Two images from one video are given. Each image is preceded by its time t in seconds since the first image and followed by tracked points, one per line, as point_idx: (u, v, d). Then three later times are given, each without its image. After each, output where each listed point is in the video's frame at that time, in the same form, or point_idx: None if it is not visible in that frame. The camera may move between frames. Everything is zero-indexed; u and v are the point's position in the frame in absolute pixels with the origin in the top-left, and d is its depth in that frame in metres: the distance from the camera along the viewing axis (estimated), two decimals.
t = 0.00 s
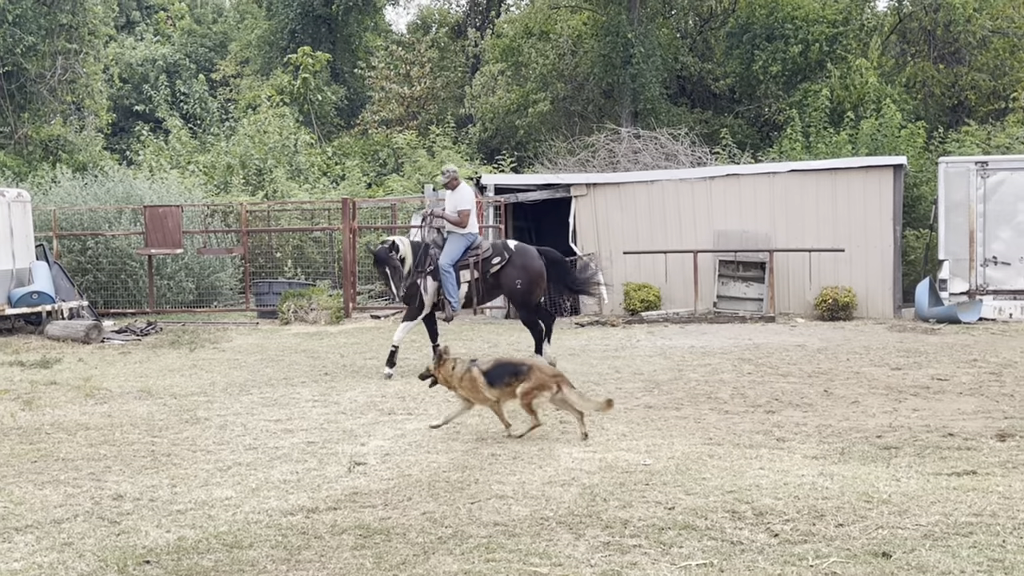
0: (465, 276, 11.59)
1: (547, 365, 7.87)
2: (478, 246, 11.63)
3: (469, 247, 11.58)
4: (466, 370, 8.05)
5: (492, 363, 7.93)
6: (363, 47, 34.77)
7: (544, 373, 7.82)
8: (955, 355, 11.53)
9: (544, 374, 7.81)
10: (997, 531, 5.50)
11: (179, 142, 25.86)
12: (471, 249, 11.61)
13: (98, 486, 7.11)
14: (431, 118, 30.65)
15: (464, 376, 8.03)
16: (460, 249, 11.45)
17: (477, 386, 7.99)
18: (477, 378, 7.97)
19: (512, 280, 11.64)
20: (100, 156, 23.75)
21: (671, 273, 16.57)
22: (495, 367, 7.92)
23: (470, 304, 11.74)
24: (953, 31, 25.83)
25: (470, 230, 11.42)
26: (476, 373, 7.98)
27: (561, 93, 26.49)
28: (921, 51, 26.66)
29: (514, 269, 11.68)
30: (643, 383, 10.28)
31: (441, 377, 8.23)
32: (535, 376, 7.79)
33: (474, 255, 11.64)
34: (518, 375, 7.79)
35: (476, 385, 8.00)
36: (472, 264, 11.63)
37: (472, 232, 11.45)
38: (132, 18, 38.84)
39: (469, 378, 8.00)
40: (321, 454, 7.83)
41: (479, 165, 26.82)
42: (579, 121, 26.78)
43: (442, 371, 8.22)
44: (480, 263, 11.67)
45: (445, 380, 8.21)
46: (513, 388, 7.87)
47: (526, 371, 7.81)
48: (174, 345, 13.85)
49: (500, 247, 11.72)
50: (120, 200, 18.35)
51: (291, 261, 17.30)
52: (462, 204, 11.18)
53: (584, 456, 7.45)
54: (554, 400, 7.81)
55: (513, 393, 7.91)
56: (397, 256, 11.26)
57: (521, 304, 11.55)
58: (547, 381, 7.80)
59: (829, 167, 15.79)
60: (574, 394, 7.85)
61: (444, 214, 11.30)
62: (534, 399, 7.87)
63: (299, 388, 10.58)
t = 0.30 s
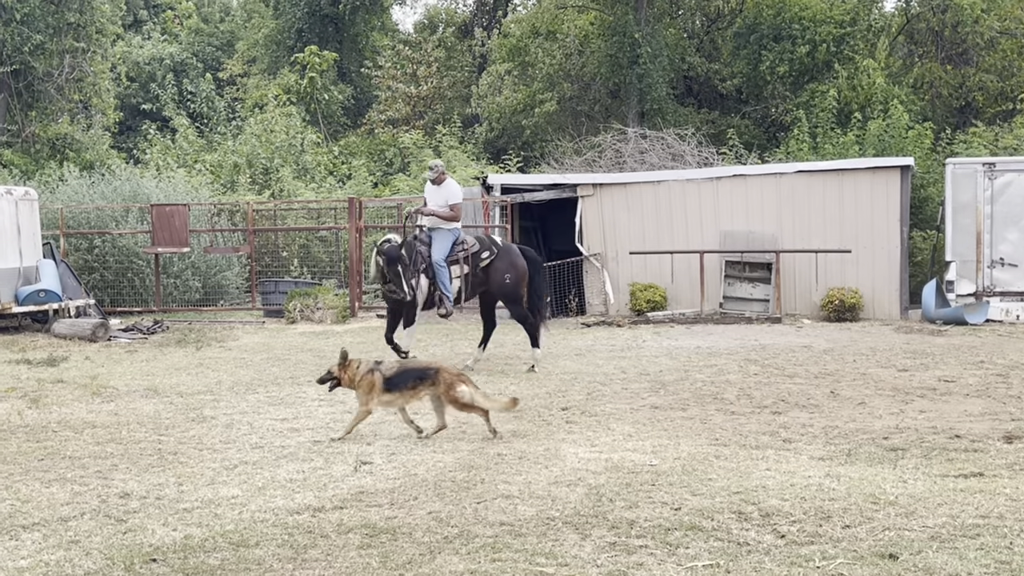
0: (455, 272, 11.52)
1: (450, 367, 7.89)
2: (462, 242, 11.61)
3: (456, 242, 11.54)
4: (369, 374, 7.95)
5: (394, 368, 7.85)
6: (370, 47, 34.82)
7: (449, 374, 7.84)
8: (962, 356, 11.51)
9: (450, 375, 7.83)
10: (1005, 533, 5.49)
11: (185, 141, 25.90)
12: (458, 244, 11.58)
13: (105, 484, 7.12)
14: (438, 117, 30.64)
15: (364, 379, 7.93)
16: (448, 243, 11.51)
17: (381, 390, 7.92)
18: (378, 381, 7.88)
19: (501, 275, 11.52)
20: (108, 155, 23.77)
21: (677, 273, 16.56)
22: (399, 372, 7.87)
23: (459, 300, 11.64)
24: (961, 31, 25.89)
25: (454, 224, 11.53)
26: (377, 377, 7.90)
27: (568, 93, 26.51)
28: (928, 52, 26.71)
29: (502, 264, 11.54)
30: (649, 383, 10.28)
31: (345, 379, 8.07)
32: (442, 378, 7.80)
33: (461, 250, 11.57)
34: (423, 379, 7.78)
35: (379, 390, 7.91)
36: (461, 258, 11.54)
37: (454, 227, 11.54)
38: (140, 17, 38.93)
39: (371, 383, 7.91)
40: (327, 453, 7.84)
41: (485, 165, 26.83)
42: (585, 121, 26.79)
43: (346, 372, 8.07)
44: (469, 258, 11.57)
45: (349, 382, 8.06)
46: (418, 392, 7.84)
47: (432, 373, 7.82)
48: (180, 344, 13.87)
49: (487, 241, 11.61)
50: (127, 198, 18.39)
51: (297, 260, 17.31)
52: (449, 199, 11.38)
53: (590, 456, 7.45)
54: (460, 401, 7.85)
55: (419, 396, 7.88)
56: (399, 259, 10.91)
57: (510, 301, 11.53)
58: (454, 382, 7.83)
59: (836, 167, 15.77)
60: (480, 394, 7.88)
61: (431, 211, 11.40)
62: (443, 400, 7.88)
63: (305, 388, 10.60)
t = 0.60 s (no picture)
0: (452, 271, 11.38)
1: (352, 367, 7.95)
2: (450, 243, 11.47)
3: (448, 242, 11.41)
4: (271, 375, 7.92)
5: (299, 366, 7.86)
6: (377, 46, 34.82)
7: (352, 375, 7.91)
8: (969, 357, 11.49)
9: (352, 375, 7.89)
10: (1012, 535, 5.48)
11: (192, 140, 25.94)
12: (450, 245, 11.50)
13: (112, 482, 7.14)
14: (444, 117, 30.62)
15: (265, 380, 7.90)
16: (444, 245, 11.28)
17: (282, 390, 7.88)
18: (284, 382, 7.86)
19: (486, 275, 11.72)
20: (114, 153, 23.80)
21: (684, 274, 16.54)
22: (303, 371, 7.87)
23: (453, 300, 11.55)
24: (968, 32, 25.84)
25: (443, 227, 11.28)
26: (280, 378, 7.88)
27: (575, 93, 26.48)
28: (936, 52, 26.65)
29: (488, 265, 11.76)
30: (655, 383, 10.27)
31: (245, 381, 7.98)
32: (345, 377, 7.87)
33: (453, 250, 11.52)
34: (327, 378, 7.81)
35: (283, 390, 7.87)
36: (455, 258, 11.48)
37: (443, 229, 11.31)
38: (147, 16, 38.99)
39: (272, 383, 7.88)
40: (333, 452, 7.84)
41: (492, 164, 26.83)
42: (592, 121, 26.75)
43: (246, 374, 7.97)
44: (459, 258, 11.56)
45: (249, 384, 7.99)
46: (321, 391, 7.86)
47: (334, 373, 7.87)
48: (186, 342, 13.89)
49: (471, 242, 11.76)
50: (134, 197, 18.40)
51: (303, 258, 17.27)
52: (438, 201, 11.11)
53: (597, 456, 7.45)
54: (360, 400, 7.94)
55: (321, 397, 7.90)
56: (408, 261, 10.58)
57: (492, 301, 11.77)
58: (354, 382, 7.92)
59: (843, 168, 15.74)
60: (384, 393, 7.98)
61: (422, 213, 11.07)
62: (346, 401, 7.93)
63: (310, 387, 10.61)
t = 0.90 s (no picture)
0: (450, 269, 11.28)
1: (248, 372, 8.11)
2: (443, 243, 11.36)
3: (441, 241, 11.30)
4: (165, 379, 8.06)
5: (191, 371, 8.01)
6: (381, 44, 34.84)
7: (248, 380, 8.06)
8: (973, 357, 11.48)
9: (248, 379, 8.04)
10: (1016, 535, 5.48)
11: (197, 137, 25.97)
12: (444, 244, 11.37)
13: (116, 479, 7.15)
14: (449, 115, 30.64)
15: (159, 384, 8.05)
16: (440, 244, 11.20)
17: (173, 395, 8.00)
18: (176, 385, 8.00)
19: (472, 276, 11.70)
20: (119, 150, 23.82)
21: (687, 272, 16.54)
22: (196, 376, 8.03)
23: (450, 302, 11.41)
24: (973, 31, 25.85)
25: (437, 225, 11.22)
26: (173, 380, 8.01)
27: (579, 92, 26.47)
28: (940, 51, 26.64)
29: (473, 265, 11.73)
30: (659, 382, 10.28)
31: (137, 387, 8.14)
32: (239, 381, 8.01)
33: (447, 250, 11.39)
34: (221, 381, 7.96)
35: (174, 393, 8.01)
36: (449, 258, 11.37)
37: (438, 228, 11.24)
38: (151, 13, 39.05)
39: (165, 387, 8.03)
40: (337, 449, 7.85)
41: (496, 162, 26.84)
42: (596, 120, 26.73)
43: (138, 380, 8.13)
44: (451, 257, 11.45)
45: (142, 390, 8.13)
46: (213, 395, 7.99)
47: (228, 377, 8.01)
48: (190, 340, 13.92)
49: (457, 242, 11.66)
50: (138, 194, 18.42)
51: (307, 257, 17.39)
52: (433, 196, 11.08)
53: (600, 455, 7.45)
54: (262, 401, 8.07)
55: (212, 402, 8.01)
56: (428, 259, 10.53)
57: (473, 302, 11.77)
58: (252, 385, 8.06)
59: (848, 167, 15.72)
60: (278, 400, 8.11)
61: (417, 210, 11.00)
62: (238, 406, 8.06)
63: (315, 384, 10.63)
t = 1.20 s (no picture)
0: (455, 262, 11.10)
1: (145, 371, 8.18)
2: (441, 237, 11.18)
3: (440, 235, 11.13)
4: (58, 377, 8.15)
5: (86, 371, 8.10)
6: (384, 40, 34.85)
7: (144, 378, 8.14)
8: (976, 354, 11.48)
9: (145, 379, 8.13)
10: (1019, 532, 5.47)
11: (200, 133, 25.99)
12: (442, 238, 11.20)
13: (119, 474, 7.16)
14: (451, 112, 30.59)
15: (51, 382, 8.15)
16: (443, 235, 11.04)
17: (68, 393, 8.13)
18: (69, 384, 8.12)
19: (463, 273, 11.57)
20: (122, 146, 23.84)
21: (690, 269, 16.53)
22: (90, 375, 8.11)
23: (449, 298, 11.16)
24: (977, 28, 25.82)
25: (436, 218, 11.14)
26: (66, 380, 8.12)
27: (582, 88, 26.50)
28: (944, 48, 26.84)
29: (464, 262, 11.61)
30: (662, 379, 10.28)
31: (28, 385, 8.24)
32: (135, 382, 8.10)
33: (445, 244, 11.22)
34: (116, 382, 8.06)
35: (67, 391, 8.13)
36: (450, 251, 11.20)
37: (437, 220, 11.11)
38: (155, 9, 39.08)
39: (58, 385, 8.13)
40: (340, 445, 7.86)
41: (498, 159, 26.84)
42: (599, 116, 26.75)
43: (30, 378, 8.22)
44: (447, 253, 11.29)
45: (33, 387, 8.24)
46: (110, 394, 8.11)
47: (125, 377, 8.10)
48: (194, 335, 13.94)
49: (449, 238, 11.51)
50: (141, 190, 18.43)
51: (310, 253, 17.38)
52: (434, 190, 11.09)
53: (603, 451, 7.46)
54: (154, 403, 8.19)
55: (108, 401, 8.14)
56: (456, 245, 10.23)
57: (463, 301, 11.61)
58: (150, 385, 8.14)
59: (851, 164, 15.72)
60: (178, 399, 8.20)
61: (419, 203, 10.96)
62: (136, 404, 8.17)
63: (318, 380, 10.64)
